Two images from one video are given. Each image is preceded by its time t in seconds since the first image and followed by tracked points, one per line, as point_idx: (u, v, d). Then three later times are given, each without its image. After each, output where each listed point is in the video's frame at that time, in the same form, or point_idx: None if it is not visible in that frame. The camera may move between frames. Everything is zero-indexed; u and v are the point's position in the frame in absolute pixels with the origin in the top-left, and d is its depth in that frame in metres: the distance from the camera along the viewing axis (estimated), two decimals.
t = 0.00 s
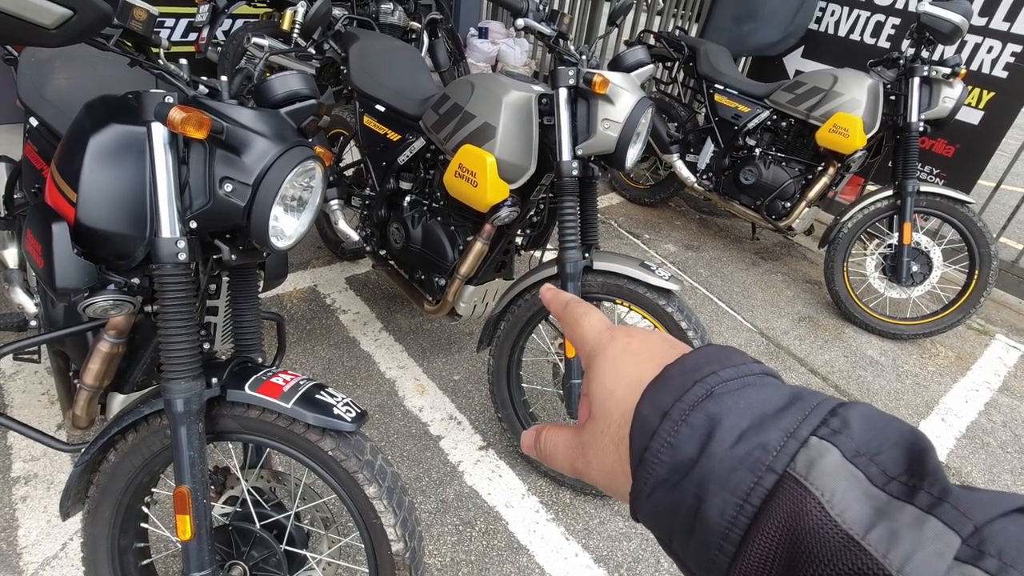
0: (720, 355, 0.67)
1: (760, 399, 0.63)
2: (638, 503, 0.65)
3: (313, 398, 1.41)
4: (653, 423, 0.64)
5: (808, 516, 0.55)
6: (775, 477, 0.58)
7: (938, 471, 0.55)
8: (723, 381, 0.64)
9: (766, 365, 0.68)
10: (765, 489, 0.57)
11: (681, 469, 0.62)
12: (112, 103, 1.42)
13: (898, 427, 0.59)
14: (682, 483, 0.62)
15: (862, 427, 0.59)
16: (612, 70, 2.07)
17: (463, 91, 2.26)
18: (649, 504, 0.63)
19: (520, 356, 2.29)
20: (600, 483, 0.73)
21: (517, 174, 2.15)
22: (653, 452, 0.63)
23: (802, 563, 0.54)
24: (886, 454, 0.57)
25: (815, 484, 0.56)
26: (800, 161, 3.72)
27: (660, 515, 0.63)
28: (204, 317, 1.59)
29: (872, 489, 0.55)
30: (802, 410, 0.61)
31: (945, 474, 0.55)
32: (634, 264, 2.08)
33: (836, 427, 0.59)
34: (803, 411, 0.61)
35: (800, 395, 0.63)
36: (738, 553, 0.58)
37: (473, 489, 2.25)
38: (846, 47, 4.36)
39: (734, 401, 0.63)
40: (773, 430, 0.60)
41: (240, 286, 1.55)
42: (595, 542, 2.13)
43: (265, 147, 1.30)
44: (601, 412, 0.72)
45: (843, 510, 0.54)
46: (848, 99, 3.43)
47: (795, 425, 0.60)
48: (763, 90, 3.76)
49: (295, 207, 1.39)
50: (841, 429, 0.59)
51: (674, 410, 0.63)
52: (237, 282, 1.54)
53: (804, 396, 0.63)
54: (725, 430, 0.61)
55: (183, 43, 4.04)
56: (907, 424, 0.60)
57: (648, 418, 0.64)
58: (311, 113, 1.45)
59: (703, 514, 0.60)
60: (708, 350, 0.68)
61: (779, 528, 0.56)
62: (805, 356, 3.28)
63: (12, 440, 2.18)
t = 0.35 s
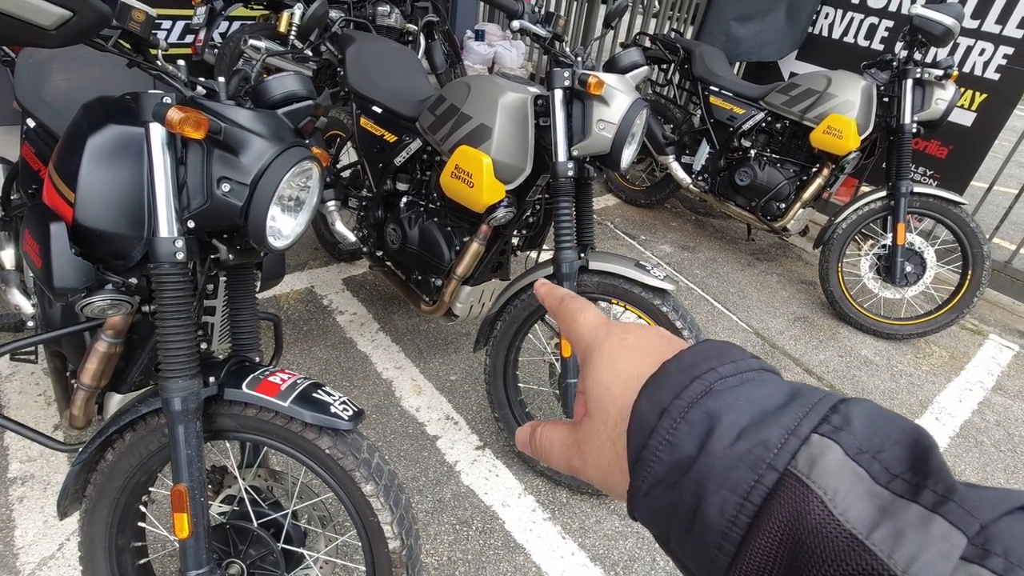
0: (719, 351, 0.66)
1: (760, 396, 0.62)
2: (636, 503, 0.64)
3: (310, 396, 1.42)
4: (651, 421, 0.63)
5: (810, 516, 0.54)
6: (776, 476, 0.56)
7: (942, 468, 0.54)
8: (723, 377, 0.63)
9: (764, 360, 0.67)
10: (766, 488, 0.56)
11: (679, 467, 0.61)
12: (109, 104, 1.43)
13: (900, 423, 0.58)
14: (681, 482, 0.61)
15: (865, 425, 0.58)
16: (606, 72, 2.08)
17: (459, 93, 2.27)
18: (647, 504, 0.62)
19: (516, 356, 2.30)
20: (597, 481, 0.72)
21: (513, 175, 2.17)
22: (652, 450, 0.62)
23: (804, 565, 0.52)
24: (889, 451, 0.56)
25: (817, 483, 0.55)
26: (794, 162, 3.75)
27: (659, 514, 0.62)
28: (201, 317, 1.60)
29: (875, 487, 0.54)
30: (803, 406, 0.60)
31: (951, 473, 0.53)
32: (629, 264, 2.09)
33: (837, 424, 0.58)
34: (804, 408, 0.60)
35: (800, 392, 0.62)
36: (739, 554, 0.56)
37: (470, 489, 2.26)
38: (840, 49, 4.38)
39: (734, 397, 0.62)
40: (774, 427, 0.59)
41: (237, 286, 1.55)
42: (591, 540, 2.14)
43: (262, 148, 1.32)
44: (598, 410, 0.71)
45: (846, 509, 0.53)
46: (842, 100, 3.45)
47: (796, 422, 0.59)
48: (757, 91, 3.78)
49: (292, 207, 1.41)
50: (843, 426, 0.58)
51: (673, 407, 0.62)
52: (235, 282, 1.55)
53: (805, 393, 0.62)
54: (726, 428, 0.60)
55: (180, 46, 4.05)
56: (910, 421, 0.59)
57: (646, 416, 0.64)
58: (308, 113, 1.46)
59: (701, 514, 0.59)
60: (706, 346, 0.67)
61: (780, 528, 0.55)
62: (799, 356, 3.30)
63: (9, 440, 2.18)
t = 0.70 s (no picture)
0: (711, 367, 0.62)
1: (753, 416, 0.58)
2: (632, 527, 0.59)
3: (306, 396, 1.42)
4: (642, 442, 0.58)
5: (805, 539, 0.52)
6: (768, 498, 0.54)
7: (936, 486, 0.52)
8: (714, 395, 0.59)
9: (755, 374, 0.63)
10: (760, 509, 0.54)
11: (672, 490, 0.57)
12: (104, 104, 1.43)
13: (893, 440, 0.56)
14: (674, 504, 0.57)
15: (859, 443, 0.56)
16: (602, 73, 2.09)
17: (455, 95, 2.28)
18: (640, 526, 0.58)
19: (512, 356, 2.31)
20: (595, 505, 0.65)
21: (509, 176, 2.17)
22: (642, 473, 0.57)
23: None
24: (881, 469, 0.54)
25: (809, 504, 0.53)
26: (789, 164, 3.77)
27: (652, 538, 0.58)
28: (197, 318, 1.60)
29: (869, 508, 0.52)
30: (795, 424, 0.57)
31: (945, 492, 0.51)
32: (625, 264, 2.10)
33: (830, 441, 0.56)
34: (796, 426, 0.57)
35: (792, 409, 0.59)
36: None
37: (466, 489, 2.26)
38: (835, 51, 4.41)
39: (726, 417, 0.58)
40: (766, 446, 0.56)
41: (233, 286, 1.56)
42: (588, 540, 2.15)
43: (259, 148, 1.32)
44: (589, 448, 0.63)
45: (839, 531, 0.51)
46: (836, 102, 3.47)
47: (788, 441, 0.56)
48: (752, 93, 3.80)
49: (288, 207, 1.41)
50: (836, 443, 0.56)
51: (665, 428, 0.57)
52: (231, 282, 1.55)
53: (798, 411, 0.59)
54: (717, 448, 0.56)
55: (176, 48, 4.05)
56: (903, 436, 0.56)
57: (635, 437, 0.59)
58: (304, 114, 1.47)
59: (696, 538, 0.56)
60: (700, 364, 0.62)
61: (773, 552, 0.53)
62: (795, 357, 3.31)
63: (4, 442, 2.18)
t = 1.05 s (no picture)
0: (704, 368, 0.63)
1: (749, 422, 0.59)
2: (619, 528, 0.61)
3: (302, 393, 1.43)
4: (631, 446, 0.59)
5: (806, 553, 0.51)
6: (767, 509, 0.54)
7: (941, 505, 0.52)
8: (711, 401, 0.59)
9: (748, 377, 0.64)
10: (758, 520, 0.54)
11: (664, 494, 0.58)
12: (104, 102, 1.44)
13: (896, 454, 0.56)
14: (667, 509, 0.58)
15: (859, 452, 0.56)
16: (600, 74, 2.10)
17: (453, 95, 2.29)
18: (631, 529, 0.60)
19: (509, 356, 2.32)
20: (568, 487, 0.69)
21: (506, 175, 2.18)
22: (634, 477, 0.58)
23: None
24: (884, 484, 0.54)
25: (811, 518, 0.52)
26: (787, 165, 3.78)
27: (644, 542, 0.59)
28: (195, 315, 1.61)
29: (871, 525, 0.52)
30: (792, 433, 0.58)
31: (948, 509, 0.51)
32: (622, 264, 2.11)
33: (831, 452, 0.56)
34: (795, 435, 0.57)
35: (788, 414, 0.60)
36: None
37: (463, 487, 2.27)
38: (833, 53, 4.42)
39: (722, 424, 0.58)
40: (764, 456, 0.56)
41: (231, 283, 1.57)
42: (584, 538, 2.15)
43: (257, 146, 1.33)
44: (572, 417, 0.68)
45: (842, 549, 0.51)
46: (833, 104, 3.48)
47: (787, 451, 0.56)
48: (750, 95, 3.81)
49: (286, 204, 1.42)
50: (837, 456, 0.56)
51: (656, 432, 0.59)
52: (229, 280, 1.56)
53: (796, 419, 0.60)
54: (713, 457, 0.57)
55: (176, 48, 4.07)
56: (907, 450, 0.57)
57: (626, 441, 0.60)
58: (302, 112, 1.47)
59: (689, 545, 0.56)
60: (690, 363, 0.63)
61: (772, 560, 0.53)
62: (792, 357, 3.32)
63: (2, 439, 2.18)
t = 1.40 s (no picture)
0: (634, 414, 0.64)
1: (664, 450, 0.60)
2: None
3: (313, 385, 1.46)
4: (569, 487, 0.59)
5: (706, 558, 0.53)
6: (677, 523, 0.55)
7: (812, 494, 0.55)
8: (633, 435, 0.61)
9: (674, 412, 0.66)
10: (671, 536, 0.55)
11: (598, 532, 0.57)
12: (131, 102, 1.49)
13: (780, 456, 0.59)
14: (602, 543, 0.57)
15: (751, 462, 0.58)
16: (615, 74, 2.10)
17: (470, 96, 2.31)
18: None
19: (522, 356, 2.34)
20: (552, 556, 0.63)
21: (521, 175, 2.20)
22: (570, 519, 0.58)
23: None
24: (769, 484, 0.57)
25: (707, 523, 0.54)
26: (809, 168, 3.75)
27: None
28: (213, 309, 1.66)
29: (757, 520, 0.54)
30: (698, 454, 0.60)
31: (819, 498, 0.54)
32: (634, 264, 2.11)
33: (726, 465, 0.58)
34: (699, 455, 0.60)
35: (698, 439, 0.62)
36: None
37: (474, 485, 2.29)
38: (860, 54, 4.35)
39: (641, 455, 0.59)
40: (673, 476, 0.58)
41: (248, 279, 1.62)
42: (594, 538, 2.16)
43: (272, 144, 1.37)
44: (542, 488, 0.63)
45: (733, 545, 0.53)
46: (857, 105, 3.43)
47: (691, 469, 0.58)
48: (773, 97, 3.77)
49: (301, 201, 1.45)
50: (732, 467, 0.58)
51: (589, 471, 0.59)
52: (246, 276, 1.61)
53: (701, 442, 0.62)
54: (634, 482, 0.58)
55: (207, 53, 4.17)
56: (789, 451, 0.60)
57: (564, 483, 0.60)
58: (317, 112, 1.51)
59: None
60: (624, 410, 0.64)
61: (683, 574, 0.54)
62: (812, 363, 3.27)
63: (33, 427, 2.27)
